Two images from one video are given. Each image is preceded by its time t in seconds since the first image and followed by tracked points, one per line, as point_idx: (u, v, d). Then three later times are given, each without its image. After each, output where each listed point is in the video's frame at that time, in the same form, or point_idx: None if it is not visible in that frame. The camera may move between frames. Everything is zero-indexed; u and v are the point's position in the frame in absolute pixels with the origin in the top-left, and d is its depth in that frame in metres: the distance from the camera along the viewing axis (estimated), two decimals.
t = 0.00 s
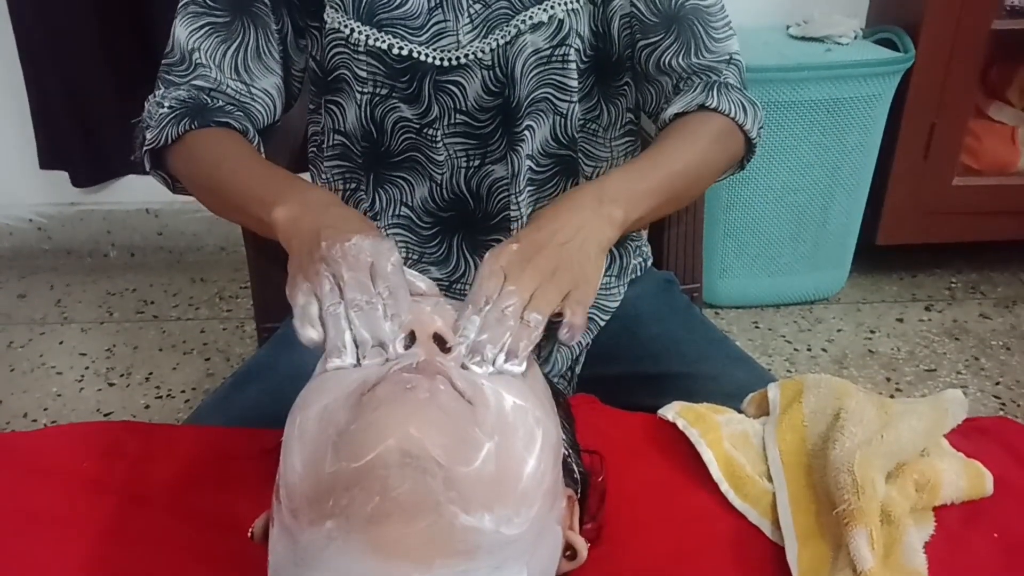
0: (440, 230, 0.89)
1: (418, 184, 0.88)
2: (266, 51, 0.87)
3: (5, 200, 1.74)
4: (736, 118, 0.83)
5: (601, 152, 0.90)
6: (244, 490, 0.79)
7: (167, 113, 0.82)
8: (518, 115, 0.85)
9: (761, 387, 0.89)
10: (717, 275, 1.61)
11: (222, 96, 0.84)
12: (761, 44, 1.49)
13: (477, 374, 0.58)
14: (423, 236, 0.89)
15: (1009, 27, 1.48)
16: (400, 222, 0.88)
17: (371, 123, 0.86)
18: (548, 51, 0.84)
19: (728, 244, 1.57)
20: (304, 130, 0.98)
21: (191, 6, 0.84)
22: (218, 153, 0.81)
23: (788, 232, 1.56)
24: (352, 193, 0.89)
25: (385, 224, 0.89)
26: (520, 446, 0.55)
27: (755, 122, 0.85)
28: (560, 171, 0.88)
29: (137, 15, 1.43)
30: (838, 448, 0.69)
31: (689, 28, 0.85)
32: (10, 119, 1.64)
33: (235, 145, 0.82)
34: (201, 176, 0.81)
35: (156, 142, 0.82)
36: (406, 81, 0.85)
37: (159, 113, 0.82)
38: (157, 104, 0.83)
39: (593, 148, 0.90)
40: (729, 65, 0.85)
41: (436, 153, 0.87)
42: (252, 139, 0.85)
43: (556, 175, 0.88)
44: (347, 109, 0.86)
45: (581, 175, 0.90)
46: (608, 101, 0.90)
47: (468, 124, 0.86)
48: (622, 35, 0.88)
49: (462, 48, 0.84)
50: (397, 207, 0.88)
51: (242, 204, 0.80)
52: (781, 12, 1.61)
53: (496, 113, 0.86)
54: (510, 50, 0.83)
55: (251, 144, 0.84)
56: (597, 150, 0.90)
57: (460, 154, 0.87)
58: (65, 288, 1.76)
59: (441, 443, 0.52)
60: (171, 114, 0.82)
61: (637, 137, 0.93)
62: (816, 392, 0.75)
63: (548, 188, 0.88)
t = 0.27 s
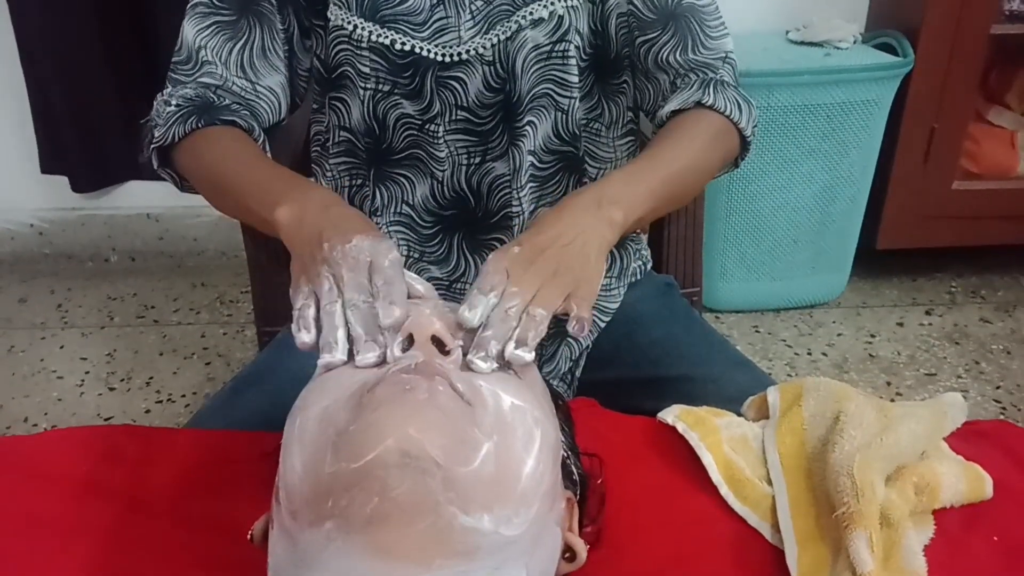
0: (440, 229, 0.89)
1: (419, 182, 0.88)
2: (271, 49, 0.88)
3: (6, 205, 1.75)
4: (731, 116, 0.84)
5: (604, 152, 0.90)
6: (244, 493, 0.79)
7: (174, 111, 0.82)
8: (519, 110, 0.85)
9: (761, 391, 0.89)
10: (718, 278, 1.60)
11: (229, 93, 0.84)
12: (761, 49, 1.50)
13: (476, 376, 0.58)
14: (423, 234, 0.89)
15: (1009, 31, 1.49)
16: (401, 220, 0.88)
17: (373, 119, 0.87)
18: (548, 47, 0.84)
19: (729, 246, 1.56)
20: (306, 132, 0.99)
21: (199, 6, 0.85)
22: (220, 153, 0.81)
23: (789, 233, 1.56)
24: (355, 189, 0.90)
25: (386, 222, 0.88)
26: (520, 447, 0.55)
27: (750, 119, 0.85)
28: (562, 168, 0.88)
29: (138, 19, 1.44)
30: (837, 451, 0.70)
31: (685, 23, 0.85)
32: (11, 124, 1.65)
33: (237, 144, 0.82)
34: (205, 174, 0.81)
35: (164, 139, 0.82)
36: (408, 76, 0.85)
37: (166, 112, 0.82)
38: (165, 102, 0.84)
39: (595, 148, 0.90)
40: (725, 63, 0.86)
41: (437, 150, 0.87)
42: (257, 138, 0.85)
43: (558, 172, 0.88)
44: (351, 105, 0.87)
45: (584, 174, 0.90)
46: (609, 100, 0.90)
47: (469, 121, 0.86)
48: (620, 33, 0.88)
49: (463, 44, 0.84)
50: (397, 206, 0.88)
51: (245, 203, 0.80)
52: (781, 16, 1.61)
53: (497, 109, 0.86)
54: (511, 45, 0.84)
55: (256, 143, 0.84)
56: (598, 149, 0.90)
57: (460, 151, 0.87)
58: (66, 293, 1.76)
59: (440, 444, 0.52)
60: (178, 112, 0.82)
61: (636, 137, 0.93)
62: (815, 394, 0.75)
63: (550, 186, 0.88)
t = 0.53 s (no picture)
0: (440, 230, 0.89)
1: (418, 184, 0.88)
2: (266, 52, 0.88)
3: (6, 204, 1.75)
4: (733, 118, 0.84)
5: (602, 153, 0.90)
6: (244, 493, 0.79)
7: (168, 113, 0.82)
8: (518, 113, 0.85)
9: (761, 390, 0.89)
10: (718, 278, 1.61)
11: (224, 97, 0.85)
12: (760, 48, 1.50)
13: (477, 376, 0.58)
14: (423, 236, 0.89)
15: (1009, 31, 1.49)
16: (400, 221, 0.88)
17: (372, 121, 0.87)
18: (548, 50, 0.84)
19: (728, 247, 1.57)
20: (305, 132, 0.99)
21: (193, 8, 0.84)
22: (219, 155, 0.81)
23: (788, 234, 1.56)
24: (355, 191, 0.90)
25: (385, 224, 0.89)
26: (520, 447, 0.55)
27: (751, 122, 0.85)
28: (561, 170, 0.88)
29: (137, 18, 1.43)
30: (837, 450, 0.70)
31: (687, 28, 0.85)
32: (11, 123, 1.65)
33: (236, 147, 0.82)
34: (201, 176, 0.81)
35: (158, 142, 0.83)
36: (407, 79, 0.85)
37: (160, 114, 0.83)
38: (159, 105, 0.84)
39: (594, 149, 0.90)
40: (726, 65, 0.86)
41: (436, 153, 0.87)
42: (253, 141, 0.85)
43: (557, 174, 0.88)
44: (349, 108, 0.87)
45: (583, 176, 0.90)
46: (608, 101, 0.90)
47: (468, 123, 0.86)
48: (621, 35, 0.88)
49: (462, 46, 0.84)
50: (397, 207, 0.88)
51: (243, 205, 0.80)
52: (780, 16, 1.61)
53: (496, 112, 0.86)
54: (510, 49, 0.84)
55: (252, 146, 0.84)
56: (598, 151, 0.90)
57: (460, 154, 0.87)
58: (66, 293, 1.76)
59: (440, 444, 0.52)
60: (172, 115, 0.82)
61: (636, 137, 0.93)
62: (815, 394, 0.75)
63: (550, 188, 0.88)
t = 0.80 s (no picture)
0: (440, 228, 0.89)
1: (418, 183, 0.88)
2: (264, 50, 0.87)
3: (5, 198, 1.74)
4: (737, 119, 0.83)
5: (603, 151, 0.90)
6: (244, 488, 0.79)
7: (164, 111, 0.82)
8: (519, 114, 0.85)
9: (761, 386, 0.89)
10: (718, 274, 1.60)
11: (221, 95, 0.84)
12: (760, 43, 1.49)
13: (477, 373, 0.58)
14: (423, 233, 0.89)
15: (1010, 26, 1.48)
16: (400, 220, 0.88)
17: (371, 120, 0.86)
18: (550, 50, 0.83)
19: (728, 243, 1.56)
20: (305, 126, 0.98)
21: (190, 5, 0.84)
22: (214, 151, 0.81)
23: (788, 230, 1.56)
24: (354, 190, 0.89)
25: (386, 222, 0.88)
26: (520, 445, 0.55)
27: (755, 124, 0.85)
28: (562, 169, 0.88)
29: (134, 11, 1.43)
30: (838, 448, 0.69)
31: (690, 28, 0.85)
32: (10, 117, 1.64)
33: (233, 143, 0.81)
34: (198, 173, 0.81)
35: (155, 140, 0.82)
36: (407, 79, 0.84)
37: (157, 112, 0.82)
38: (155, 102, 0.83)
39: (596, 148, 0.90)
40: (729, 65, 0.85)
41: (437, 152, 0.87)
42: (251, 138, 0.85)
43: (559, 174, 0.88)
44: (348, 107, 0.86)
45: (584, 174, 0.90)
46: (609, 100, 0.90)
47: (469, 122, 0.86)
48: (623, 34, 0.87)
49: (462, 46, 0.84)
50: (397, 206, 0.88)
51: (240, 202, 0.79)
52: (781, 11, 1.60)
53: (497, 112, 0.86)
54: (512, 48, 0.83)
55: (250, 143, 0.84)
56: (600, 149, 0.90)
57: (460, 152, 0.87)
58: (65, 286, 1.75)
59: (440, 442, 0.52)
60: (168, 112, 0.82)
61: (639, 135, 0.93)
62: (816, 391, 0.75)
63: (551, 187, 0.88)
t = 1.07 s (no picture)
0: (441, 229, 0.89)
1: (419, 182, 0.88)
2: (265, 51, 0.88)
3: (5, 200, 1.74)
4: (734, 119, 0.83)
5: (607, 154, 0.90)
6: (244, 490, 0.79)
7: (168, 111, 0.82)
8: (520, 114, 0.85)
9: (761, 388, 0.89)
10: (718, 276, 1.61)
11: (223, 95, 0.84)
12: (760, 45, 1.49)
13: (477, 374, 0.58)
14: (423, 234, 0.89)
15: (1010, 29, 1.49)
16: (401, 219, 0.88)
17: (373, 120, 0.86)
18: (550, 50, 0.84)
19: (728, 245, 1.56)
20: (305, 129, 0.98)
21: (193, 5, 0.84)
22: (215, 152, 0.81)
23: (788, 231, 1.56)
24: (357, 188, 0.90)
25: (386, 222, 0.88)
26: (520, 446, 0.55)
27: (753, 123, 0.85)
28: (564, 170, 0.88)
29: (134, 12, 1.43)
30: (838, 450, 0.70)
31: (689, 28, 0.85)
32: (11, 119, 1.64)
33: (234, 143, 0.82)
34: (201, 173, 0.81)
35: (158, 140, 0.82)
36: (407, 79, 0.84)
37: (160, 112, 0.82)
38: (157, 102, 0.83)
39: (598, 150, 0.90)
40: (728, 66, 0.85)
41: (437, 152, 0.87)
42: (252, 138, 0.85)
43: (562, 174, 0.88)
44: (350, 106, 0.87)
45: (587, 176, 0.90)
46: (611, 101, 0.90)
47: (470, 123, 0.86)
48: (623, 35, 0.88)
49: (463, 46, 0.84)
50: (397, 206, 0.88)
51: (242, 203, 0.80)
52: (781, 13, 1.61)
53: (497, 112, 0.86)
54: (512, 49, 0.83)
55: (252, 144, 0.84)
56: (603, 151, 0.90)
57: (461, 153, 0.87)
58: (65, 288, 1.76)
59: (440, 443, 0.52)
60: (171, 113, 0.82)
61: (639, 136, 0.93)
62: (816, 393, 0.75)
63: (552, 188, 0.88)
